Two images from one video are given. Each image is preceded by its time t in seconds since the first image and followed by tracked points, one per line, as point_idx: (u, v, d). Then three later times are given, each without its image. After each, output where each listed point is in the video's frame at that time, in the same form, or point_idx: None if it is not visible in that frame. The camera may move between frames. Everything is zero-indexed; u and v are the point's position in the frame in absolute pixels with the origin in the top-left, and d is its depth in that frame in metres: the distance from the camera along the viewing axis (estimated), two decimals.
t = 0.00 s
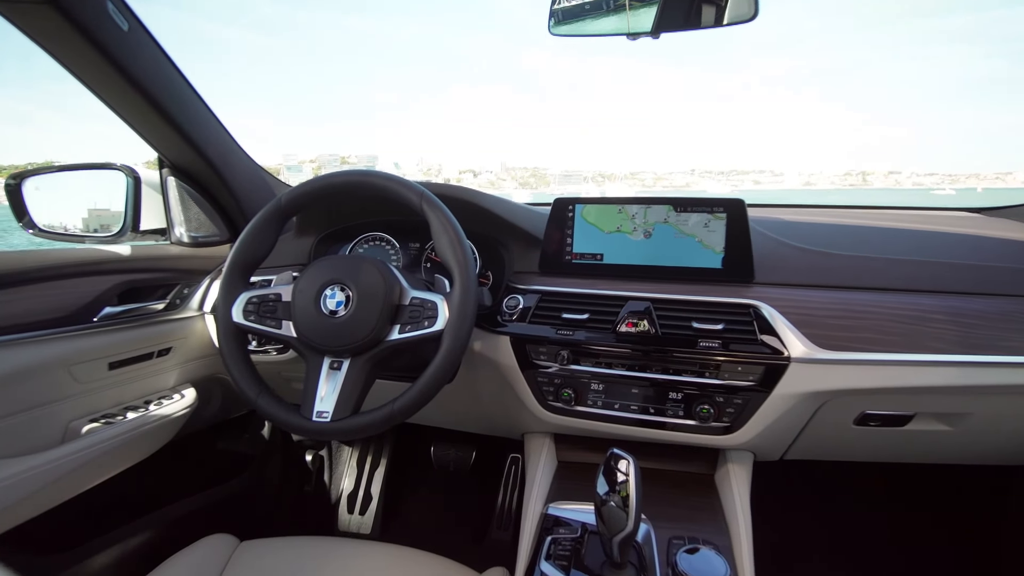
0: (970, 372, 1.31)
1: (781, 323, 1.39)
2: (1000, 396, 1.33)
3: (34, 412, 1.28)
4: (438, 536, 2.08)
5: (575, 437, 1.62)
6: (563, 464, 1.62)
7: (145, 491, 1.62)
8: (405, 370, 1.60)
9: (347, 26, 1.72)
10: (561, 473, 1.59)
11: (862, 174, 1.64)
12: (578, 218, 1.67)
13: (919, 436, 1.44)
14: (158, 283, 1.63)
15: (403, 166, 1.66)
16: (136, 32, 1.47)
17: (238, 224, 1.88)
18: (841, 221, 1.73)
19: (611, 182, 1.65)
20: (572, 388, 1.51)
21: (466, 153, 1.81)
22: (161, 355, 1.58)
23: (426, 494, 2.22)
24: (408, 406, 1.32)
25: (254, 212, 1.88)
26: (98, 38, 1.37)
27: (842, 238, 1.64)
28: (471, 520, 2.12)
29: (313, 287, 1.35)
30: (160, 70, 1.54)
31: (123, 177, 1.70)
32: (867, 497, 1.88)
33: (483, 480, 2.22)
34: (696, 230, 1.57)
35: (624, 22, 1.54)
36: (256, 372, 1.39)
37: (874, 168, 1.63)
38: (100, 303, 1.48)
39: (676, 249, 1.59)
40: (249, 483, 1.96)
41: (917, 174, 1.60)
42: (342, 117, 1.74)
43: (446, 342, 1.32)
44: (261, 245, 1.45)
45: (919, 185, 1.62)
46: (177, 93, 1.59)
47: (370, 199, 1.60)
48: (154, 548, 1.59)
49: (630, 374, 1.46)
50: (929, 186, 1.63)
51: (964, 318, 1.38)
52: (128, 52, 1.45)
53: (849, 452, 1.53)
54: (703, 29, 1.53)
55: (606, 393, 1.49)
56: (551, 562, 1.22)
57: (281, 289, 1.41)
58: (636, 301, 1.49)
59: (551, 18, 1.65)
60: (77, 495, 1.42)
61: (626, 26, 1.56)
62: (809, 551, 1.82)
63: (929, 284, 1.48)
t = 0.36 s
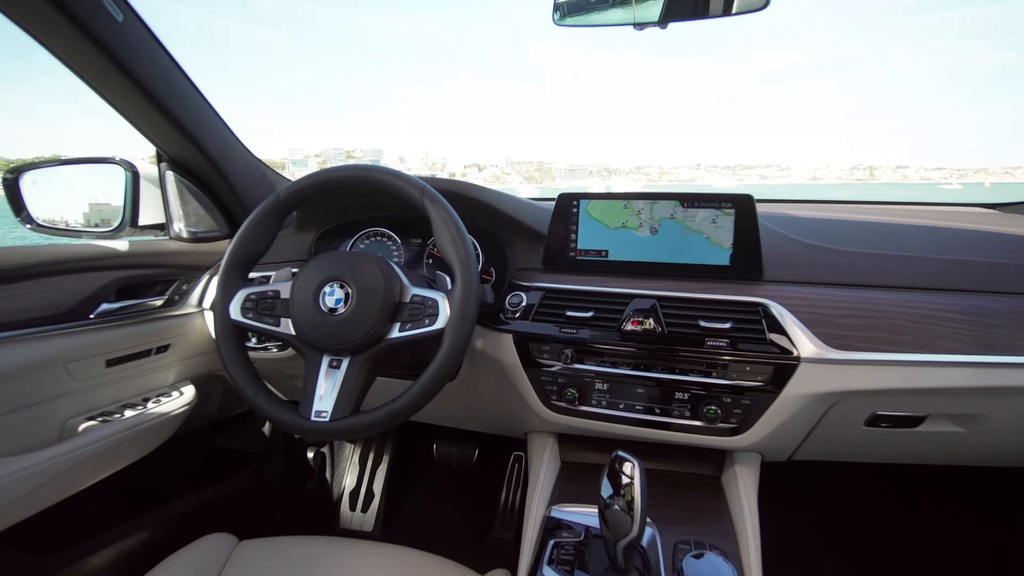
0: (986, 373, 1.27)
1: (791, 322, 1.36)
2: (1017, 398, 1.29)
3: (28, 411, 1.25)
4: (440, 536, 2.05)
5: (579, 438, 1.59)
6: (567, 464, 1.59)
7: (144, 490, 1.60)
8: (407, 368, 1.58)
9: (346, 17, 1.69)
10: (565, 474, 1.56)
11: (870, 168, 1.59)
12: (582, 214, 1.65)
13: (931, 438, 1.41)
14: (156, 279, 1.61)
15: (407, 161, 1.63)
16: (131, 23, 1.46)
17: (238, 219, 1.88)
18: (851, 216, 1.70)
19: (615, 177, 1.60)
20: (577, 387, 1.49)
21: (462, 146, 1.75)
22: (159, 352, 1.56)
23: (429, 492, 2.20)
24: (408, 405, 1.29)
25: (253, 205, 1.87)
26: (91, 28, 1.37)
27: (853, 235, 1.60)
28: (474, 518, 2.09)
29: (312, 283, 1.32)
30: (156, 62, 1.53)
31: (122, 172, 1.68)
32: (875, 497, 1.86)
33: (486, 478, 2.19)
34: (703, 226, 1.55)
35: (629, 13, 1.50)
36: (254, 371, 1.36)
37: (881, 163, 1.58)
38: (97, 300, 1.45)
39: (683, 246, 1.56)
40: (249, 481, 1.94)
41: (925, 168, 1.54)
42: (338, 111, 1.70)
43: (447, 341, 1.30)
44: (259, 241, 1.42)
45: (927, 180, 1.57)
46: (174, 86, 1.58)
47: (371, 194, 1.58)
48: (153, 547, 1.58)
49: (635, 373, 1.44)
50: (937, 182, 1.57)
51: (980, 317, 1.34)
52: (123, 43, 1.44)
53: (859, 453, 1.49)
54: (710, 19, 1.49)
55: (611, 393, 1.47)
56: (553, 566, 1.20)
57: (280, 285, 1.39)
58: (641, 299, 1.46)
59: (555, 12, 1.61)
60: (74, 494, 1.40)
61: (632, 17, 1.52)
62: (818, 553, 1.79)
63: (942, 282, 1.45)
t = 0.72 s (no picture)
0: (1001, 374, 1.24)
1: (799, 321, 1.32)
2: None
3: (22, 410, 1.23)
4: (441, 537, 2.02)
5: (582, 438, 1.57)
6: (569, 465, 1.57)
7: (141, 489, 1.59)
8: (407, 368, 1.55)
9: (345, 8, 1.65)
10: (567, 476, 1.54)
11: (875, 163, 1.55)
12: (586, 209, 1.61)
13: (942, 440, 1.38)
14: (152, 276, 1.59)
15: (412, 155, 1.58)
16: (124, 14, 1.43)
17: (236, 215, 1.85)
18: (860, 213, 1.66)
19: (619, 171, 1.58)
20: (579, 387, 1.46)
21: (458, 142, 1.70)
22: (156, 350, 1.54)
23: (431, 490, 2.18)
24: (407, 406, 1.27)
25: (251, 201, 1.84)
26: (81, 19, 1.34)
27: (863, 232, 1.57)
28: (476, 517, 2.07)
29: (310, 281, 1.30)
30: (151, 54, 1.50)
31: (119, 166, 1.67)
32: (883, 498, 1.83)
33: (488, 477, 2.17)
34: (710, 223, 1.51)
35: (634, 4, 1.47)
36: (250, 370, 1.34)
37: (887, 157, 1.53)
38: (91, 297, 1.42)
39: (689, 243, 1.52)
40: (248, 480, 1.92)
41: (931, 163, 1.52)
42: (332, 106, 1.65)
43: (446, 341, 1.27)
44: (256, 237, 1.40)
45: (934, 174, 1.55)
46: (168, 78, 1.56)
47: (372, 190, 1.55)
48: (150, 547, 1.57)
49: (639, 373, 1.41)
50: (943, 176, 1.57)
51: (994, 316, 1.31)
52: (115, 34, 1.41)
53: (867, 455, 1.46)
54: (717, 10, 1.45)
55: (614, 393, 1.44)
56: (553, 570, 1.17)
57: (277, 283, 1.36)
58: (646, 297, 1.43)
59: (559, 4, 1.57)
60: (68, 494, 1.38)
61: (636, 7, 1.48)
62: (824, 556, 1.77)
63: (955, 280, 1.41)
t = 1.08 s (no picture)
0: (1014, 377, 1.20)
1: (806, 322, 1.29)
2: None
3: (12, 411, 1.21)
4: (441, 539, 2.00)
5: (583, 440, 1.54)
6: (570, 468, 1.54)
7: (138, 489, 1.57)
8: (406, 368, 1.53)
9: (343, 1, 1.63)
10: (568, 479, 1.51)
11: (880, 159, 1.51)
12: (587, 207, 1.58)
13: (953, 443, 1.34)
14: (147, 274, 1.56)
15: (414, 151, 1.59)
16: (116, 8, 1.40)
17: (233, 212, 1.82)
18: (869, 210, 1.63)
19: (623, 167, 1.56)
20: (581, 388, 1.43)
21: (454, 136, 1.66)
22: (151, 350, 1.52)
23: (431, 489, 2.15)
24: (404, 408, 1.24)
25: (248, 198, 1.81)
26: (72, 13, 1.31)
27: (871, 230, 1.53)
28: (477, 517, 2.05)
29: (306, 280, 1.27)
30: (144, 48, 1.47)
31: (113, 162, 1.65)
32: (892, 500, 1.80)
33: (490, 476, 2.14)
34: (715, 221, 1.48)
35: None
36: (246, 371, 1.32)
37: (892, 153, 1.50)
38: (84, 297, 1.40)
39: (693, 241, 1.49)
40: (246, 480, 1.90)
41: (935, 159, 1.49)
42: (326, 102, 1.62)
43: (445, 342, 1.24)
44: (251, 236, 1.37)
45: (937, 169, 1.51)
46: (162, 73, 1.53)
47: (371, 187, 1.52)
48: (146, 549, 1.55)
49: (642, 375, 1.38)
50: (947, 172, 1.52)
51: (1007, 317, 1.27)
52: (107, 28, 1.38)
53: (875, 458, 1.43)
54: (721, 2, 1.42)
55: (616, 395, 1.41)
56: None
57: (273, 282, 1.34)
58: (649, 297, 1.40)
59: None
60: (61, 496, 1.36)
61: None
62: (830, 558, 1.75)
63: (966, 280, 1.38)
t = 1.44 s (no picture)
0: None
1: (814, 324, 1.26)
2: None
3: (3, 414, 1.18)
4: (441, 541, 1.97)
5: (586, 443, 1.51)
6: (571, 472, 1.52)
7: (133, 493, 1.55)
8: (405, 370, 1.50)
9: None
10: (569, 484, 1.49)
11: (884, 156, 1.49)
12: (591, 205, 1.58)
13: (963, 448, 1.31)
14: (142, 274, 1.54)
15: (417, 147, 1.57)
16: (108, 2, 1.37)
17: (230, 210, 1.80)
18: (877, 209, 1.59)
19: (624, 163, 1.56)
20: (583, 391, 1.40)
21: (451, 134, 1.63)
22: (146, 350, 1.49)
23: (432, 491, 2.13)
24: (401, 412, 1.22)
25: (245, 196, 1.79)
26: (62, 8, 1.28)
27: (880, 230, 1.50)
28: (478, 518, 2.03)
29: (302, 280, 1.24)
30: (137, 44, 1.44)
31: (110, 160, 1.60)
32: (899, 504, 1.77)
33: (491, 477, 2.12)
34: (720, 220, 1.45)
35: None
36: (241, 374, 1.29)
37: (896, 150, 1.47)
38: (76, 297, 1.37)
39: (697, 241, 1.48)
40: (244, 482, 1.88)
41: (939, 156, 1.46)
42: (321, 99, 1.59)
43: (443, 344, 1.21)
44: (247, 235, 1.34)
45: (941, 167, 1.48)
46: (156, 69, 1.50)
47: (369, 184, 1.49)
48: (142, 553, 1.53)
49: (645, 378, 1.35)
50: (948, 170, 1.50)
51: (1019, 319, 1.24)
52: (98, 23, 1.35)
53: (883, 463, 1.40)
54: None
55: (618, 398, 1.38)
56: None
57: (268, 283, 1.31)
58: (652, 298, 1.37)
59: None
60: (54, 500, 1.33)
61: None
62: (836, 562, 1.72)
63: (977, 281, 1.34)
